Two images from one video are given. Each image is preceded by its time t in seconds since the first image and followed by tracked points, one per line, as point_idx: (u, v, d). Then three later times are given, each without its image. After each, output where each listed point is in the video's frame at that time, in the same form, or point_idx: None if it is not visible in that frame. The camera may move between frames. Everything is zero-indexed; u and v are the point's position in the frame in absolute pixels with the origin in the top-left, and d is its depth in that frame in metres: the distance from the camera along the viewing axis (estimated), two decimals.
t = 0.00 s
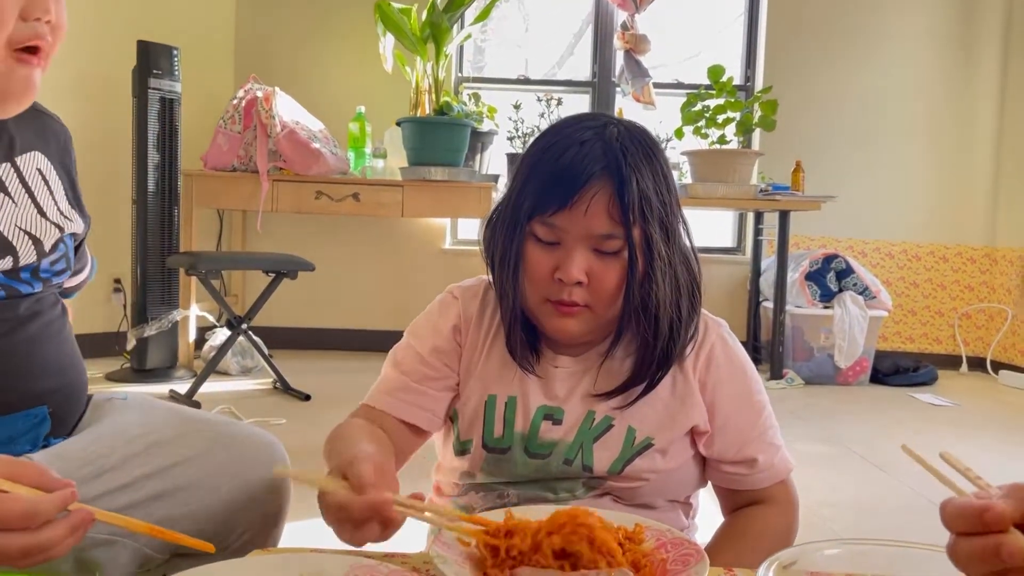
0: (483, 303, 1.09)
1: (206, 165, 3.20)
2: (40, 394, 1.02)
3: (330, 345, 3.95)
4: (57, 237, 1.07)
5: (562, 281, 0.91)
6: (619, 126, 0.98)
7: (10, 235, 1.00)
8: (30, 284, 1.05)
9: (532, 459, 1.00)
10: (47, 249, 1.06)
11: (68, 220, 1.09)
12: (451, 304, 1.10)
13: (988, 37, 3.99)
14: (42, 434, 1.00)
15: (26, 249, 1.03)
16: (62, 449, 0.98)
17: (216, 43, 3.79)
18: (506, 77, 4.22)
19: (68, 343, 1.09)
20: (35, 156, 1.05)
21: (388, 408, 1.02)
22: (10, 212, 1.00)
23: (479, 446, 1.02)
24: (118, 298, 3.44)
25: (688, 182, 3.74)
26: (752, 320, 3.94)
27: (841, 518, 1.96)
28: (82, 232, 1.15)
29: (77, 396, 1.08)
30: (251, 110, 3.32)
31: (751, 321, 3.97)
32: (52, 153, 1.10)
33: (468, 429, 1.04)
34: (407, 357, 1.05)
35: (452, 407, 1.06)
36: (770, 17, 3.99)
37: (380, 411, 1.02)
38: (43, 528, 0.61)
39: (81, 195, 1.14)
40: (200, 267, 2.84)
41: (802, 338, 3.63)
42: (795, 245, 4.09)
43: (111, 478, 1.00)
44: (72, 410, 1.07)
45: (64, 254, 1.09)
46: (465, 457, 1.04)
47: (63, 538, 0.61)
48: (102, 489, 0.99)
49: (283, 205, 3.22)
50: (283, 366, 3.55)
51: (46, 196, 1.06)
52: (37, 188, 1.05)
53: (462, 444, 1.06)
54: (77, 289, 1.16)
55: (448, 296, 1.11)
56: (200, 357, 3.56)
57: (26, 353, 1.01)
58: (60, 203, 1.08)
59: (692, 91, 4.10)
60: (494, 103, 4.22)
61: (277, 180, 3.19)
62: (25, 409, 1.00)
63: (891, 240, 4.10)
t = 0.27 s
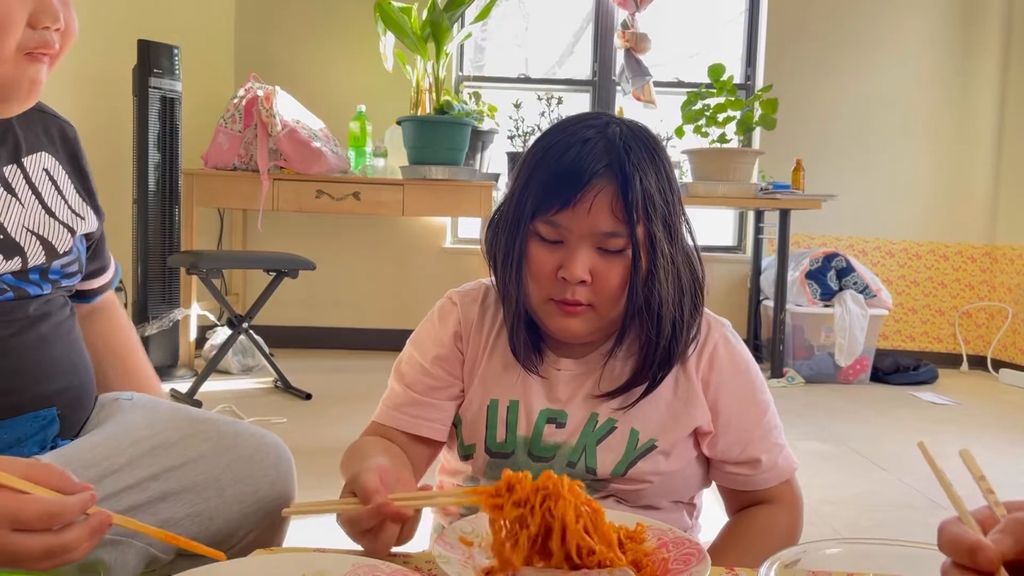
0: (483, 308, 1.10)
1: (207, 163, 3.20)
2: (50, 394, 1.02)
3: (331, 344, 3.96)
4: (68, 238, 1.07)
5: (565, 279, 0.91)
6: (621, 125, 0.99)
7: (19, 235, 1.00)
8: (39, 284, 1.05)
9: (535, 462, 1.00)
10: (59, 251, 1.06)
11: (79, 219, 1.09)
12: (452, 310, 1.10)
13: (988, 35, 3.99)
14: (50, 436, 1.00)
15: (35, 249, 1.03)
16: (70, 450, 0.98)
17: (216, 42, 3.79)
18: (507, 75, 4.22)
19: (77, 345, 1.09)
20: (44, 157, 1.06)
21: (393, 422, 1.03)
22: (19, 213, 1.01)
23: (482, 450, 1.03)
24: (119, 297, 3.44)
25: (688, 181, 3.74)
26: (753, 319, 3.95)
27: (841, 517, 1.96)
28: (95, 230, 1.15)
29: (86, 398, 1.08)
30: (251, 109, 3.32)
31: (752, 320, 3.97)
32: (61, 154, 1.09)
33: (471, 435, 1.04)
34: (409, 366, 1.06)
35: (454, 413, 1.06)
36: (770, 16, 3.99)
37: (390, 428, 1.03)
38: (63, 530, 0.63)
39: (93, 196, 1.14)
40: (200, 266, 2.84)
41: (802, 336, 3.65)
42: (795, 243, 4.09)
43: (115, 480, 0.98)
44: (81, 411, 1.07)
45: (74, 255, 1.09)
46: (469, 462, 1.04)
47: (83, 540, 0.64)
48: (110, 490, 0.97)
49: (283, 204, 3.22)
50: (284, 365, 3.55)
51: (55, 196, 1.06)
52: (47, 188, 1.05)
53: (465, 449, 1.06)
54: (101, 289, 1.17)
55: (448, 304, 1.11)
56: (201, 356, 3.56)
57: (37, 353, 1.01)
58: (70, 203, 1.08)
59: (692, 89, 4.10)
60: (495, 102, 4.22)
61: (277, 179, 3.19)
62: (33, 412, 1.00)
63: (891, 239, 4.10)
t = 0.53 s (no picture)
0: (486, 306, 1.10)
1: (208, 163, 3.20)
2: (50, 392, 1.01)
3: (332, 343, 3.96)
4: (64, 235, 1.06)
5: (571, 272, 0.91)
6: (625, 120, 0.99)
7: (14, 231, 1.00)
8: (35, 281, 1.04)
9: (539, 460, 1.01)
10: (56, 248, 1.06)
11: (76, 216, 1.09)
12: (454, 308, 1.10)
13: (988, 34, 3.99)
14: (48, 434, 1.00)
15: (31, 245, 1.02)
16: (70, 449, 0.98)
17: (217, 41, 3.79)
18: (507, 74, 4.22)
19: (77, 343, 1.08)
20: (39, 154, 1.06)
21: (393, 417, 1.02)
22: (14, 209, 1.00)
23: (485, 448, 1.04)
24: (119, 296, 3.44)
25: (689, 180, 3.74)
26: (753, 317, 3.95)
27: (842, 516, 1.96)
28: (94, 229, 1.15)
29: (86, 396, 1.07)
30: (252, 108, 3.32)
31: (753, 320, 3.97)
32: (57, 152, 1.10)
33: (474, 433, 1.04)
34: (412, 364, 1.06)
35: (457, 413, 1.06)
36: (771, 14, 3.98)
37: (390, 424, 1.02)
38: (65, 527, 0.63)
39: (92, 194, 1.14)
40: (201, 265, 2.84)
41: (802, 335, 3.66)
42: (796, 242, 4.09)
43: (117, 478, 0.99)
44: (81, 409, 1.06)
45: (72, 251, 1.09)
46: (472, 461, 1.05)
47: (85, 537, 0.63)
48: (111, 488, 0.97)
49: (284, 203, 3.22)
50: (285, 364, 3.55)
51: (51, 192, 1.06)
52: (42, 185, 1.05)
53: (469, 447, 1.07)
54: (104, 287, 1.17)
55: (450, 303, 1.11)
56: (202, 355, 3.56)
57: (35, 351, 1.00)
58: (67, 199, 1.08)
59: (693, 88, 4.09)
60: (496, 101, 4.22)
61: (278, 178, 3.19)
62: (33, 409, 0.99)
63: (892, 238, 4.10)
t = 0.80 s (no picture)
0: (488, 304, 1.10)
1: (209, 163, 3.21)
2: (47, 389, 1.01)
3: (333, 343, 3.96)
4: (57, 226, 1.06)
5: (574, 264, 0.91)
6: (625, 118, 1.00)
7: (8, 222, 1.00)
8: (33, 274, 1.04)
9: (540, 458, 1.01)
10: (50, 239, 1.06)
11: (68, 208, 1.09)
12: (457, 304, 1.10)
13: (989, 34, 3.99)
14: (49, 430, 0.99)
15: (24, 237, 1.02)
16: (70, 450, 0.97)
17: (217, 41, 3.79)
18: (507, 75, 4.22)
19: (73, 338, 1.08)
20: (29, 147, 1.06)
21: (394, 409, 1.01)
22: (9, 200, 1.00)
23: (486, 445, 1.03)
24: (120, 296, 3.44)
25: (689, 180, 3.74)
26: (754, 318, 3.95)
27: (842, 516, 1.96)
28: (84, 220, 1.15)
29: (84, 392, 1.07)
30: (252, 108, 3.32)
31: (754, 320, 3.97)
32: (48, 146, 1.10)
33: (476, 427, 1.03)
34: (416, 360, 1.06)
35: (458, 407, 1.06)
36: (772, 14, 3.98)
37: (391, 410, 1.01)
38: (73, 524, 0.62)
39: (82, 186, 1.14)
40: (202, 265, 2.84)
41: (803, 335, 3.66)
42: (797, 242, 4.09)
43: (120, 478, 0.99)
44: (79, 406, 1.06)
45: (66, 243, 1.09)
46: (473, 457, 1.04)
47: (93, 534, 0.63)
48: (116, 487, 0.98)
49: (285, 203, 3.22)
50: (285, 364, 3.56)
51: (42, 184, 1.06)
52: (34, 177, 1.05)
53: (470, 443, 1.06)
54: (98, 281, 1.18)
55: (451, 300, 1.11)
56: (202, 355, 3.56)
57: (33, 345, 1.00)
58: (57, 191, 1.08)
59: (693, 89, 4.10)
60: (496, 101, 4.22)
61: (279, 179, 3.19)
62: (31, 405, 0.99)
63: (893, 238, 4.10)
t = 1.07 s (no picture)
0: (492, 297, 1.10)
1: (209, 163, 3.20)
2: (38, 384, 1.01)
3: (333, 343, 3.96)
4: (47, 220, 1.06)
5: (577, 253, 0.92)
6: (625, 112, 1.01)
7: None
8: (25, 269, 1.03)
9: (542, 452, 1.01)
10: (40, 232, 1.05)
11: (58, 201, 1.09)
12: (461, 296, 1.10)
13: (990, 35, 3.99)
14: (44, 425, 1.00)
15: (13, 231, 1.02)
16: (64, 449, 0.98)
17: (218, 41, 3.79)
18: (508, 75, 4.22)
19: (67, 334, 1.07)
20: (17, 142, 1.06)
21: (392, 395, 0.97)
22: None
23: (489, 438, 1.03)
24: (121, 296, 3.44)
25: (690, 180, 3.74)
26: (755, 318, 3.94)
27: (843, 516, 1.96)
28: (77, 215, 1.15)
29: (79, 389, 1.07)
30: (253, 108, 3.32)
31: (754, 321, 3.96)
32: (36, 140, 1.09)
33: (480, 421, 1.03)
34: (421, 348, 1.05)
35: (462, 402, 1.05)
36: (773, 15, 3.98)
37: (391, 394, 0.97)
38: (59, 529, 0.62)
39: (71, 180, 1.13)
40: (202, 265, 2.84)
41: (803, 335, 3.65)
42: (798, 243, 4.09)
43: (117, 477, 1.01)
44: (74, 403, 1.06)
45: (57, 237, 1.08)
46: (476, 450, 1.04)
47: (79, 540, 0.63)
48: (109, 487, 0.99)
49: (285, 204, 3.22)
50: (286, 365, 3.56)
51: (30, 178, 1.06)
52: (22, 172, 1.05)
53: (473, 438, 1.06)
54: (91, 277, 1.15)
55: (454, 291, 1.11)
56: (203, 355, 3.56)
57: (26, 339, 1.00)
58: (46, 185, 1.08)
59: (694, 89, 4.09)
60: (497, 102, 4.21)
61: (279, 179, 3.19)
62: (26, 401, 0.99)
63: (894, 238, 4.09)
